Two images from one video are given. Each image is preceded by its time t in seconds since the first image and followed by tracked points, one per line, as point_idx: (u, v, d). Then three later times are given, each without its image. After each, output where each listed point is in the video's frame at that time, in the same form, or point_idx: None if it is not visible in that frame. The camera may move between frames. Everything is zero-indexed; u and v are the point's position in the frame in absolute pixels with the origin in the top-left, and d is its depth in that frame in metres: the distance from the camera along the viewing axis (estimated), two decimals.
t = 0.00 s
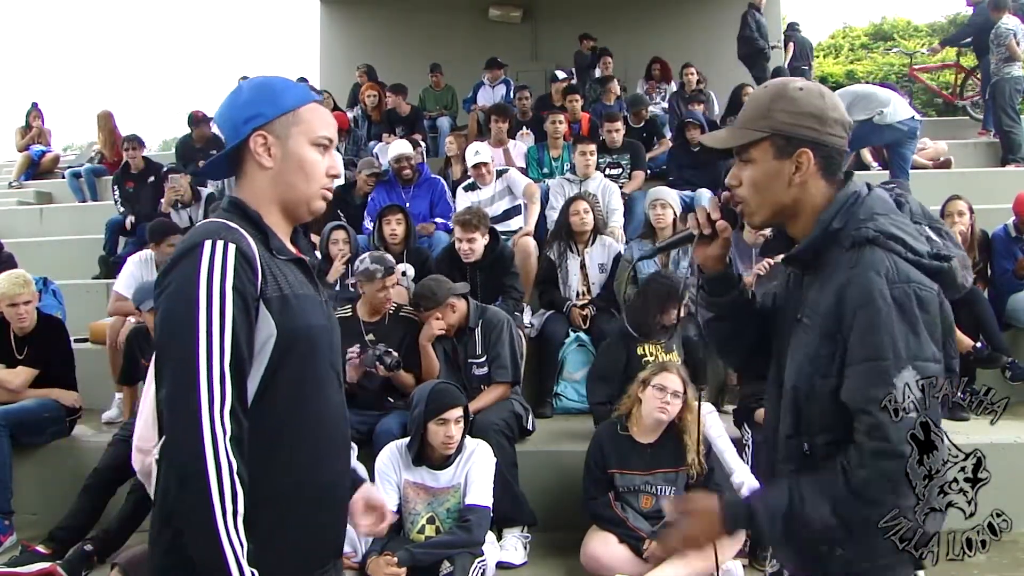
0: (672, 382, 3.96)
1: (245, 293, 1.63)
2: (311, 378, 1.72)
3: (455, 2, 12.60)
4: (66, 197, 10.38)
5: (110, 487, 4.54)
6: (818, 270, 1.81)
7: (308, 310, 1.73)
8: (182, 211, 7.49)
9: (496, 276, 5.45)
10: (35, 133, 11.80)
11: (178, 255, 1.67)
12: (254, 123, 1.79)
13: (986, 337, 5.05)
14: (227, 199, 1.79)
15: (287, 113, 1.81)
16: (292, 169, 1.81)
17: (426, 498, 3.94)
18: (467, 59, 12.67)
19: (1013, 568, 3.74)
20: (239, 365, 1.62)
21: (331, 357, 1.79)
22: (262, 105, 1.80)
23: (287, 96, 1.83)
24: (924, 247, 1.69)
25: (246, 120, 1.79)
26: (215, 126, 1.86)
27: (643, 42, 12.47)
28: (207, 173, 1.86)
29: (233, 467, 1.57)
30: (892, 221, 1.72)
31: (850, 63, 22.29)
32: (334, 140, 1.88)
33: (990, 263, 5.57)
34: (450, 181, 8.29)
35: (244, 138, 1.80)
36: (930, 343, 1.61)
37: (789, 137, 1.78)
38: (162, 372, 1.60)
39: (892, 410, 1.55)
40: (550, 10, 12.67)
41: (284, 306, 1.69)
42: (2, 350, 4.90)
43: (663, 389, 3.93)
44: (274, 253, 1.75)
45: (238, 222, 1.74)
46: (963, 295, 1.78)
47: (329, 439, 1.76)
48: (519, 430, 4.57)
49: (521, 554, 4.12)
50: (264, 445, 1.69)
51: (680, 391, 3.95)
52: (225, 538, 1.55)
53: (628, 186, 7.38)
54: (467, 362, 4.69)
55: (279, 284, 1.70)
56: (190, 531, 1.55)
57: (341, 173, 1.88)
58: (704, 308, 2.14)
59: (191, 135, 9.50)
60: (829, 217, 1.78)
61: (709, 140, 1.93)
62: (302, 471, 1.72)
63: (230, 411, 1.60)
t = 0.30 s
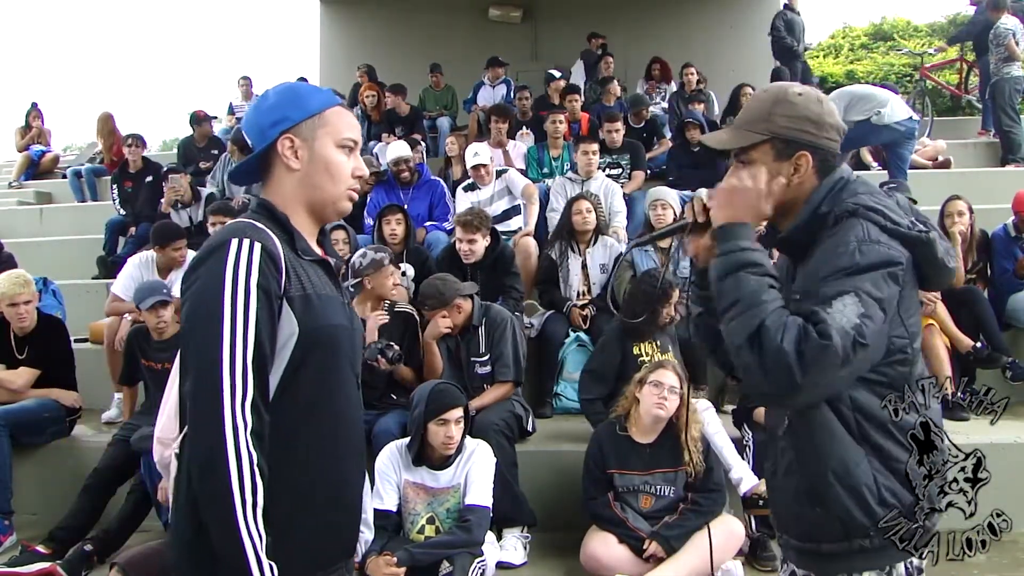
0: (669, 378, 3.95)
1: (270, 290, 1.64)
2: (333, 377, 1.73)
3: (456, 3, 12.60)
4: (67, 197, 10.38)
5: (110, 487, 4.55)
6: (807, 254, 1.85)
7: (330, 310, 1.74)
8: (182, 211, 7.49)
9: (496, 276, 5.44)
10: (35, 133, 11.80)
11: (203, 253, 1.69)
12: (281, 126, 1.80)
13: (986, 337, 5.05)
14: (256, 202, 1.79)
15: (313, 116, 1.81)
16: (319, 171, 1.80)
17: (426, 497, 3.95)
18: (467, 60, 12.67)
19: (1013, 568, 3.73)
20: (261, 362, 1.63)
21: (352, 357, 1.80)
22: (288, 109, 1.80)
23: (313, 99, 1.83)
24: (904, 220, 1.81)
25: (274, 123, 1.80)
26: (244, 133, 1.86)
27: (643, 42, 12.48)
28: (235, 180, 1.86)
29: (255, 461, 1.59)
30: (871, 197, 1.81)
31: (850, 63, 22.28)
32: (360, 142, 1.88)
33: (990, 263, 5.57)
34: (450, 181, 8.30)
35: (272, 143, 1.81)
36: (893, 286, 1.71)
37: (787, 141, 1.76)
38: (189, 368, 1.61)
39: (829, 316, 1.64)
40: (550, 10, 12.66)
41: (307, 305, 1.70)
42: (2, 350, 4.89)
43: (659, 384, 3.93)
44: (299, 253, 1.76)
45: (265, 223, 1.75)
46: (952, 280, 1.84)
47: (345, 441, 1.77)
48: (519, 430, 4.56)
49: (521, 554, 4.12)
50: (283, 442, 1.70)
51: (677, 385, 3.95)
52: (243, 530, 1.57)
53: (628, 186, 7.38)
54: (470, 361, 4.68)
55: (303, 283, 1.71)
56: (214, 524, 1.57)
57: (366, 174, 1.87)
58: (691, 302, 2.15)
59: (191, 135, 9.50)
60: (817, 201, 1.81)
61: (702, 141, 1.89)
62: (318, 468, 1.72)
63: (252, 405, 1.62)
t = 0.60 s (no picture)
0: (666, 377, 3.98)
1: (284, 293, 1.64)
2: (344, 375, 1.74)
3: (455, 3, 12.59)
4: (66, 197, 10.37)
5: (110, 487, 4.55)
6: (794, 263, 1.87)
7: (338, 310, 1.74)
8: (182, 211, 7.49)
9: (496, 277, 5.44)
10: (35, 133, 11.80)
11: (213, 260, 1.68)
12: (286, 128, 1.79)
13: (986, 337, 5.05)
14: (259, 204, 1.79)
15: (317, 119, 1.82)
16: (325, 172, 1.81)
17: (426, 497, 3.95)
18: (467, 60, 12.67)
19: (1013, 568, 3.73)
20: (279, 361, 1.64)
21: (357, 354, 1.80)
22: (292, 111, 1.80)
23: (316, 103, 1.83)
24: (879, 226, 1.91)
25: (279, 125, 1.79)
26: (246, 135, 1.85)
27: (643, 42, 12.48)
28: (239, 183, 1.85)
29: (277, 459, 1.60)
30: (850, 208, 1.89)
31: (850, 63, 22.26)
32: (361, 146, 1.89)
33: (990, 263, 5.57)
34: (450, 181, 8.30)
35: (277, 145, 1.80)
36: (918, 299, 1.78)
37: (756, 158, 1.85)
38: (207, 368, 1.63)
39: (904, 341, 1.70)
40: (550, 10, 12.67)
41: (317, 306, 1.70)
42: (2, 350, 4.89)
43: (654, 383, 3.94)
44: (306, 255, 1.76)
45: (271, 226, 1.75)
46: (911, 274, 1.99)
47: (354, 440, 1.77)
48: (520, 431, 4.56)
49: (521, 554, 4.12)
50: (297, 441, 1.70)
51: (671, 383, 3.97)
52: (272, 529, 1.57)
53: (628, 185, 7.39)
54: (472, 362, 4.66)
55: (313, 285, 1.72)
56: (239, 518, 1.59)
57: (369, 176, 1.88)
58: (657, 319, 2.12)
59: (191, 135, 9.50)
60: (795, 214, 1.88)
61: (673, 156, 1.96)
62: (331, 466, 1.73)
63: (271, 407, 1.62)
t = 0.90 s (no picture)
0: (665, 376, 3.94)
1: (280, 293, 1.64)
2: (341, 377, 1.73)
3: (455, 3, 12.60)
4: (67, 197, 10.37)
5: (109, 487, 4.55)
6: (792, 254, 1.90)
7: (337, 310, 1.73)
8: (182, 211, 7.49)
9: (496, 276, 5.45)
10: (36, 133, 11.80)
11: (213, 258, 1.68)
12: (290, 130, 1.79)
13: (986, 337, 5.05)
14: (262, 203, 1.79)
15: (321, 119, 1.81)
16: (328, 173, 1.81)
17: (426, 497, 3.95)
18: (467, 59, 12.67)
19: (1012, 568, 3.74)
20: (274, 360, 1.63)
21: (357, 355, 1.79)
22: (297, 112, 1.80)
23: (321, 103, 1.83)
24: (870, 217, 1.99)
25: (283, 126, 1.80)
26: (252, 134, 1.86)
27: (643, 42, 12.48)
28: (243, 181, 1.86)
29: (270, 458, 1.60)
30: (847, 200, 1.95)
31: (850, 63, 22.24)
32: (366, 148, 1.89)
33: (991, 263, 5.57)
34: (451, 181, 8.29)
35: (280, 145, 1.80)
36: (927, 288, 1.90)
37: (754, 136, 1.88)
38: (205, 367, 1.63)
39: (930, 321, 1.81)
40: (550, 10, 12.66)
41: (315, 306, 1.70)
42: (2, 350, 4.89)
43: (649, 382, 3.92)
44: (305, 256, 1.75)
45: (272, 227, 1.75)
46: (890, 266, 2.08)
47: (354, 439, 1.76)
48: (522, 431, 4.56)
49: (521, 554, 4.12)
50: (292, 443, 1.70)
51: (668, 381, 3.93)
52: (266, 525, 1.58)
53: (629, 185, 7.39)
54: (476, 362, 4.67)
55: (311, 285, 1.71)
56: (237, 516, 1.60)
57: (373, 178, 1.87)
58: (634, 296, 2.12)
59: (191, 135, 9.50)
60: (798, 206, 1.91)
61: (673, 130, 2.00)
62: (329, 465, 1.72)
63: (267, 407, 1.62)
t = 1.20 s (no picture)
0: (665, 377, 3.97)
1: (264, 292, 1.64)
2: (329, 377, 1.72)
3: (455, 3, 12.60)
4: (67, 198, 10.38)
5: (109, 487, 4.55)
6: (796, 270, 1.85)
7: (326, 310, 1.73)
8: (182, 211, 7.48)
9: (496, 277, 5.45)
10: (36, 133, 11.80)
11: (203, 257, 1.70)
12: (286, 129, 1.80)
13: (986, 337, 5.05)
14: (258, 205, 1.81)
15: (317, 119, 1.81)
16: (321, 173, 1.81)
17: (426, 497, 3.95)
18: (467, 60, 12.67)
19: (1012, 569, 3.73)
20: (257, 360, 1.63)
21: (349, 356, 1.78)
22: (292, 112, 1.81)
23: (318, 103, 1.83)
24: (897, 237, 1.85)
25: (279, 126, 1.81)
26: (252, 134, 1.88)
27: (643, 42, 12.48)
28: (241, 180, 1.87)
29: (251, 460, 1.60)
30: (868, 217, 1.84)
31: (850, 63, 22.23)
32: (364, 147, 1.88)
33: (991, 263, 5.57)
34: (451, 180, 8.29)
35: (276, 145, 1.81)
36: (932, 323, 1.76)
37: (746, 140, 1.81)
38: (187, 365, 1.63)
39: (913, 372, 1.69)
40: (550, 10, 12.66)
41: (302, 305, 1.69)
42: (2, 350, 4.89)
43: (650, 382, 3.96)
44: (296, 254, 1.75)
45: (264, 226, 1.76)
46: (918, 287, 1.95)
47: (345, 439, 1.76)
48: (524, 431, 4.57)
49: (521, 554, 4.12)
50: (277, 443, 1.70)
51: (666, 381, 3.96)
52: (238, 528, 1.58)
53: (628, 185, 7.39)
54: (479, 363, 4.68)
55: (298, 284, 1.71)
56: (215, 515, 1.59)
57: (370, 178, 1.86)
58: (651, 315, 2.10)
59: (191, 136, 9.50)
60: (807, 216, 1.83)
61: (660, 143, 1.93)
62: (318, 465, 1.72)
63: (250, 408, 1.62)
